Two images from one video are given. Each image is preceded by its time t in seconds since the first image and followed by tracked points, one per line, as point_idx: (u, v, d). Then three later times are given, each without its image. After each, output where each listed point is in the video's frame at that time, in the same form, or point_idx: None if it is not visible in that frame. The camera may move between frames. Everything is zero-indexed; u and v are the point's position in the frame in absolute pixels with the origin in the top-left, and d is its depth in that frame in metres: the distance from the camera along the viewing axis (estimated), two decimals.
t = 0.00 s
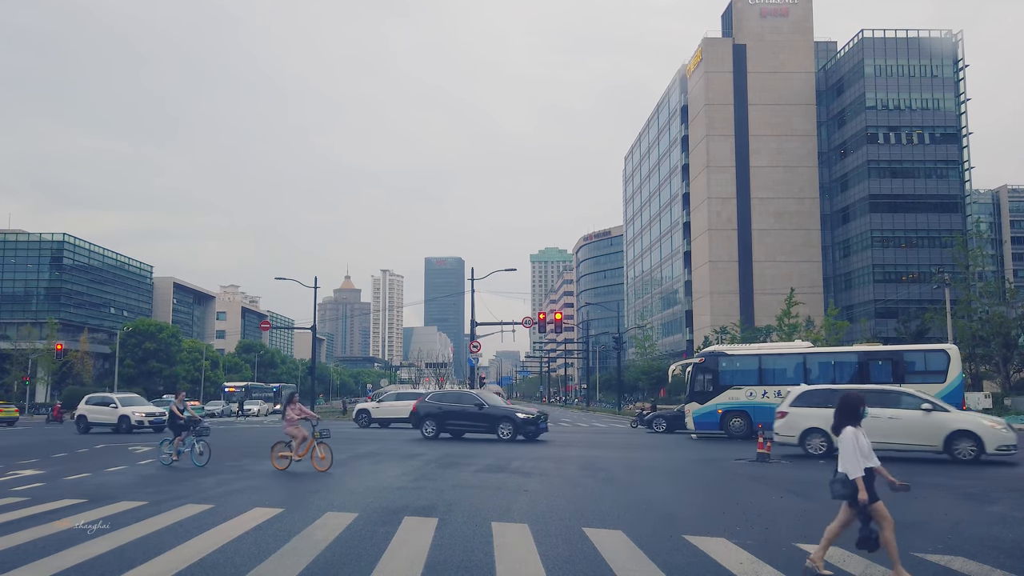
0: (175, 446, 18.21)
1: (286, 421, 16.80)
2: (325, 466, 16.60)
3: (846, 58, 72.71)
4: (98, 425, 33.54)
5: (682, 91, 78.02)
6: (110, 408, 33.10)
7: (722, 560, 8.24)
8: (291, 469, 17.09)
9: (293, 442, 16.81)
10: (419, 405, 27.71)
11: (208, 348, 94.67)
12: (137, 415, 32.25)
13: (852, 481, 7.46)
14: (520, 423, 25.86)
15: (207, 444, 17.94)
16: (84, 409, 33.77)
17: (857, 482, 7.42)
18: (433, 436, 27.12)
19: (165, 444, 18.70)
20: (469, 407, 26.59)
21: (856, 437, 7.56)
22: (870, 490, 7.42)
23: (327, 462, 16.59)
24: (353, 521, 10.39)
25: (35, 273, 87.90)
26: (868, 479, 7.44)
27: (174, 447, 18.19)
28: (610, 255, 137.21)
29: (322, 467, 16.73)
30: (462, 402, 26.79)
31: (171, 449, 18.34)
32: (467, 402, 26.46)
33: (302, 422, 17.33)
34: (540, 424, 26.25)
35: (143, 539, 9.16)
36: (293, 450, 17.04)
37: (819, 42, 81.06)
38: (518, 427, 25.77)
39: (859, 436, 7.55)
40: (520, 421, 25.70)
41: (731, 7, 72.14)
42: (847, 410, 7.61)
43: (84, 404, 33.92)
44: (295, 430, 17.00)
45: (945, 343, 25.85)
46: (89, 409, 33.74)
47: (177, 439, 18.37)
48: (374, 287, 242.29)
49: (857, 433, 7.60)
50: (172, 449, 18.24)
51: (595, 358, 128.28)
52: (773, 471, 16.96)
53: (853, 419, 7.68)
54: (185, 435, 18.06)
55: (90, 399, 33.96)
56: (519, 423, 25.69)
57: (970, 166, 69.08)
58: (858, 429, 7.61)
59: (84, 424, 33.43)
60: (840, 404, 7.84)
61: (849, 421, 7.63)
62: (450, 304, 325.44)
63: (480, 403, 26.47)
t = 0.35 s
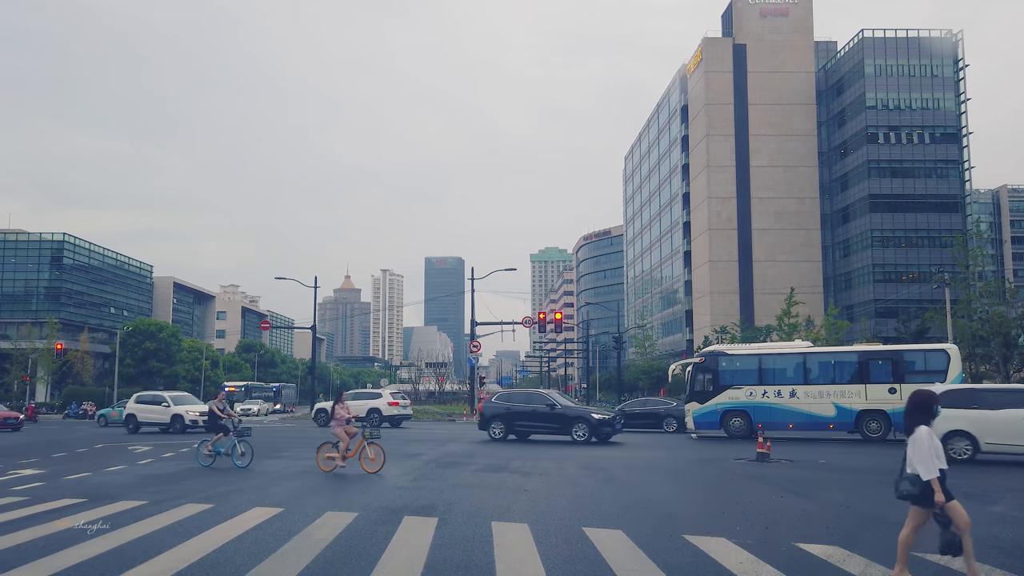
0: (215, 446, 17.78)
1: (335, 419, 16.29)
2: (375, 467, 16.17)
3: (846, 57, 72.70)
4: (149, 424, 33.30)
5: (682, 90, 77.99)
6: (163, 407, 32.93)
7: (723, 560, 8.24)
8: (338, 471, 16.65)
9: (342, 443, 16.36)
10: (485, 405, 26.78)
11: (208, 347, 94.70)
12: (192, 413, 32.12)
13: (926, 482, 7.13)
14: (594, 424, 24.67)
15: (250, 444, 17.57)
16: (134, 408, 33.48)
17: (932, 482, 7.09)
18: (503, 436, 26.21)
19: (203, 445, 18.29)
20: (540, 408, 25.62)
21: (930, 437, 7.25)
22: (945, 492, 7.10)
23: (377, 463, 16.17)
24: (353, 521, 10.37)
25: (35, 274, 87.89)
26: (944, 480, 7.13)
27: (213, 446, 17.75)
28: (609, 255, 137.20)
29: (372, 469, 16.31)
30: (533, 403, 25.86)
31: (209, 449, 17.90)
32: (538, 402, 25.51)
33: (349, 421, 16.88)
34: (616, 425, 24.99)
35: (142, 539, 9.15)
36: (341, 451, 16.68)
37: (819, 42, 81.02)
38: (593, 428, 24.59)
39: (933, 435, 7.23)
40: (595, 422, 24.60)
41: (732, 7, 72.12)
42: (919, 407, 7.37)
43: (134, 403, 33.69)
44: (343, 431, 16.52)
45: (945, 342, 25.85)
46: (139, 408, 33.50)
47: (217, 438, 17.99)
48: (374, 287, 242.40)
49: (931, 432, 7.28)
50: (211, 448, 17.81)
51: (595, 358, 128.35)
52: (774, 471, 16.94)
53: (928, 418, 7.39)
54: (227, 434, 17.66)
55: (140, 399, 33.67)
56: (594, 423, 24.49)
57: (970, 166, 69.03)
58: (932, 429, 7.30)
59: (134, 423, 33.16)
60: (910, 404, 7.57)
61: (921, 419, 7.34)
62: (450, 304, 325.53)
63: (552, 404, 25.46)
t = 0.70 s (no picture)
0: (258, 447, 17.20)
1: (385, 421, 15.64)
2: (430, 469, 15.71)
3: (846, 57, 72.68)
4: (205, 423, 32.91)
5: (682, 90, 78.02)
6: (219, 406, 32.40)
7: (722, 559, 8.27)
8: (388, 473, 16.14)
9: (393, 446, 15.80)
10: (558, 407, 25.60)
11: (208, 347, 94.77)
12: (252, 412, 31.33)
13: (1001, 485, 6.75)
14: (679, 425, 23.42)
15: (295, 445, 17.10)
16: (188, 407, 33.07)
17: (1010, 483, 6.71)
18: (579, 439, 25.05)
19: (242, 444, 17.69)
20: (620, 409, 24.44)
21: (1008, 438, 6.90)
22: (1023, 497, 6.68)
23: (433, 465, 15.69)
24: (354, 520, 10.41)
25: (35, 274, 87.90)
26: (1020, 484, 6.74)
27: (256, 448, 17.18)
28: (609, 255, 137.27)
29: (426, 470, 15.84)
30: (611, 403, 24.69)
31: (251, 451, 17.32)
32: (618, 402, 24.31)
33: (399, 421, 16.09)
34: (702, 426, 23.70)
35: (144, 538, 9.21)
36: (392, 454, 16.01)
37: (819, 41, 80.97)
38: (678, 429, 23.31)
39: (1009, 436, 6.85)
40: (681, 423, 23.40)
41: (732, 7, 72.14)
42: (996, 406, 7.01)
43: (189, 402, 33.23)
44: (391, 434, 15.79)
45: (946, 342, 25.85)
46: (194, 407, 32.98)
47: (258, 439, 17.39)
48: (375, 287, 242.55)
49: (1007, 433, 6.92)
50: (254, 450, 17.23)
51: (595, 358, 128.45)
52: (774, 470, 17.01)
53: (1005, 419, 7.05)
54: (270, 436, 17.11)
55: (196, 398, 33.21)
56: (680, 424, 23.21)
57: (970, 166, 69.04)
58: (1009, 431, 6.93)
59: (189, 423, 32.74)
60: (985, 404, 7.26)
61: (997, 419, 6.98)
62: (450, 304, 325.72)
63: (633, 404, 24.28)
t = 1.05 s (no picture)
0: (302, 448, 17.01)
1: (440, 421, 15.33)
2: (486, 471, 15.34)
3: (846, 57, 72.70)
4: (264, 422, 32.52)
5: (682, 90, 78.01)
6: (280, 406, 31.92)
7: (723, 559, 8.27)
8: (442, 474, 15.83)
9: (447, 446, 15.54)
10: (643, 407, 24.80)
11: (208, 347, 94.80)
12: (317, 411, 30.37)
13: None
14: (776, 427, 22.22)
15: (341, 446, 16.92)
16: (244, 407, 32.88)
17: None
18: (666, 441, 24.13)
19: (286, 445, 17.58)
20: (709, 410, 23.47)
21: None
22: None
23: (488, 467, 15.33)
24: (355, 519, 10.45)
25: (35, 273, 87.87)
26: None
27: (301, 448, 17.02)
28: (610, 254, 137.33)
29: (482, 471, 15.48)
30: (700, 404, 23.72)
31: (295, 451, 17.14)
32: (707, 404, 23.32)
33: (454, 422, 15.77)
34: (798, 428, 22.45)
35: (144, 537, 9.24)
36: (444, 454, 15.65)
37: (819, 41, 80.96)
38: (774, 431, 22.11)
39: None
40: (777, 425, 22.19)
41: (732, 6, 72.13)
42: None
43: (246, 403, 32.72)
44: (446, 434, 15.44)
45: (946, 342, 25.86)
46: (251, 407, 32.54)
47: (302, 439, 17.21)
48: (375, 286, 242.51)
49: None
50: (299, 450, 17.06)
51: (595, 357, 128.53)
52: (773, 469, 17.04)
53: None
54: (316, 436, 16.98)
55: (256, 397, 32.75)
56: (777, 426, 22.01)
57: (970, 165, 69.00)
58: None
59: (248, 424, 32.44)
60: None
61: None
62: (450, 303, 325.73)
63: (724, 405, 23.23)
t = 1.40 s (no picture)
0: (348, 449, 16.64)
1: (495, 422, 15.07)
2: (545, 474, 15.02)
3: (846, 57, 72.69)
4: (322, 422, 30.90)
5: (682, 89, 78.00)
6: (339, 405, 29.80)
7: (723, 559, 8.26)
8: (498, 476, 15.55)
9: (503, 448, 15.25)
10: (740, 408, 23.93)
11: (208, 346, 94.85)
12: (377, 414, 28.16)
13: None
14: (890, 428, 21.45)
15: (387, 446, 16.44)
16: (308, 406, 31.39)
17: None
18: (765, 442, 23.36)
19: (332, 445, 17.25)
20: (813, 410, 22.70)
21: None
22: None
23: (547, 469, 15.02)
24: (355, 519, 10.47)
25: (35, 273, 87.88)
26: None
27: (347, 451, 16.63)
28: (610, 253, 137.34)
29: (540, 474, 15.15)
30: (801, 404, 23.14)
31: (342, 452, 16.81)
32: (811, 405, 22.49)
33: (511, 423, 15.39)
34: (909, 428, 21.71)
35: (144, 537, 9.25)
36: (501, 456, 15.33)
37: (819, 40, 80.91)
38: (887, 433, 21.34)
39: None
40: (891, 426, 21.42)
41: (732, 6, 72.09)
42: None
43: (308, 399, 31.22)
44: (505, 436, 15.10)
45: (946, 341, 25.86)
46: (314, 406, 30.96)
47: (349, 439, 16.83)
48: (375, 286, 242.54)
49: None
50: (345, 452, 16.69)
51: (595, 357, 128.63)
52: (773, 469, 17.06)
53: None
54: (362, 438, 16.53)
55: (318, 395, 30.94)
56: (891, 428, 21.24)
57: (970, 165, 68.96)
58: None
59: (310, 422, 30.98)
60: None
61: None
62: (450, 303, 325.85)
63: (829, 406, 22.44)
